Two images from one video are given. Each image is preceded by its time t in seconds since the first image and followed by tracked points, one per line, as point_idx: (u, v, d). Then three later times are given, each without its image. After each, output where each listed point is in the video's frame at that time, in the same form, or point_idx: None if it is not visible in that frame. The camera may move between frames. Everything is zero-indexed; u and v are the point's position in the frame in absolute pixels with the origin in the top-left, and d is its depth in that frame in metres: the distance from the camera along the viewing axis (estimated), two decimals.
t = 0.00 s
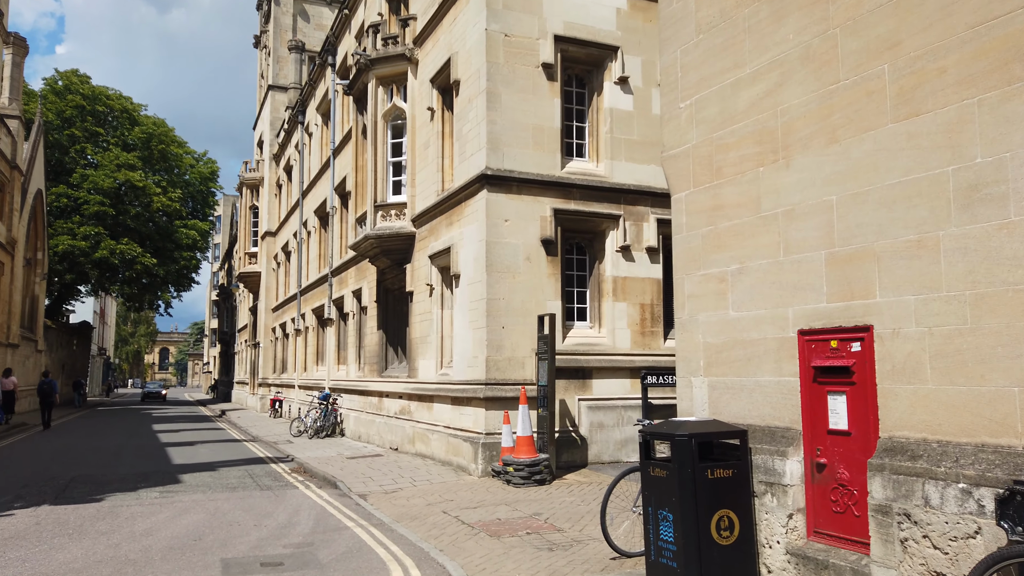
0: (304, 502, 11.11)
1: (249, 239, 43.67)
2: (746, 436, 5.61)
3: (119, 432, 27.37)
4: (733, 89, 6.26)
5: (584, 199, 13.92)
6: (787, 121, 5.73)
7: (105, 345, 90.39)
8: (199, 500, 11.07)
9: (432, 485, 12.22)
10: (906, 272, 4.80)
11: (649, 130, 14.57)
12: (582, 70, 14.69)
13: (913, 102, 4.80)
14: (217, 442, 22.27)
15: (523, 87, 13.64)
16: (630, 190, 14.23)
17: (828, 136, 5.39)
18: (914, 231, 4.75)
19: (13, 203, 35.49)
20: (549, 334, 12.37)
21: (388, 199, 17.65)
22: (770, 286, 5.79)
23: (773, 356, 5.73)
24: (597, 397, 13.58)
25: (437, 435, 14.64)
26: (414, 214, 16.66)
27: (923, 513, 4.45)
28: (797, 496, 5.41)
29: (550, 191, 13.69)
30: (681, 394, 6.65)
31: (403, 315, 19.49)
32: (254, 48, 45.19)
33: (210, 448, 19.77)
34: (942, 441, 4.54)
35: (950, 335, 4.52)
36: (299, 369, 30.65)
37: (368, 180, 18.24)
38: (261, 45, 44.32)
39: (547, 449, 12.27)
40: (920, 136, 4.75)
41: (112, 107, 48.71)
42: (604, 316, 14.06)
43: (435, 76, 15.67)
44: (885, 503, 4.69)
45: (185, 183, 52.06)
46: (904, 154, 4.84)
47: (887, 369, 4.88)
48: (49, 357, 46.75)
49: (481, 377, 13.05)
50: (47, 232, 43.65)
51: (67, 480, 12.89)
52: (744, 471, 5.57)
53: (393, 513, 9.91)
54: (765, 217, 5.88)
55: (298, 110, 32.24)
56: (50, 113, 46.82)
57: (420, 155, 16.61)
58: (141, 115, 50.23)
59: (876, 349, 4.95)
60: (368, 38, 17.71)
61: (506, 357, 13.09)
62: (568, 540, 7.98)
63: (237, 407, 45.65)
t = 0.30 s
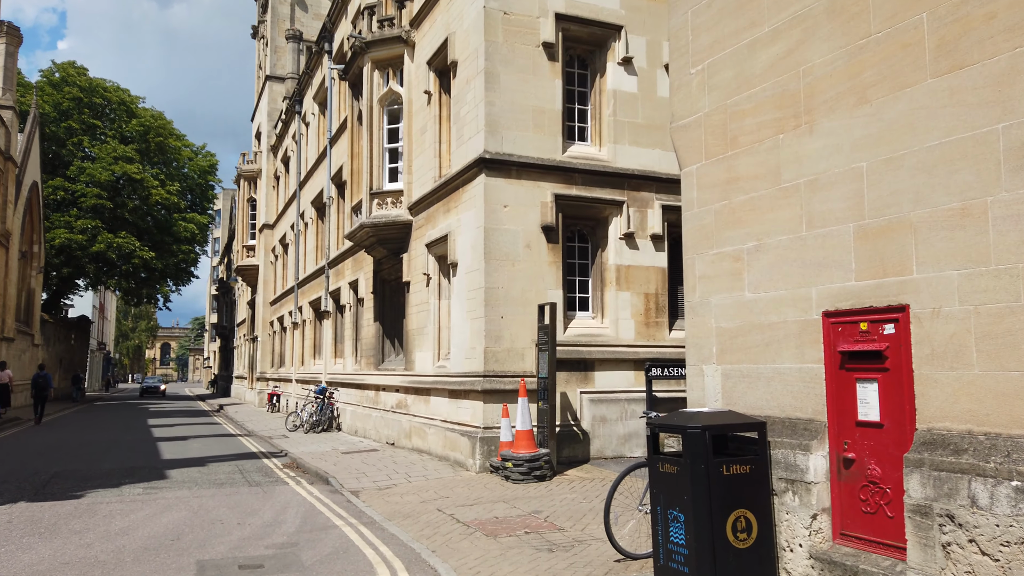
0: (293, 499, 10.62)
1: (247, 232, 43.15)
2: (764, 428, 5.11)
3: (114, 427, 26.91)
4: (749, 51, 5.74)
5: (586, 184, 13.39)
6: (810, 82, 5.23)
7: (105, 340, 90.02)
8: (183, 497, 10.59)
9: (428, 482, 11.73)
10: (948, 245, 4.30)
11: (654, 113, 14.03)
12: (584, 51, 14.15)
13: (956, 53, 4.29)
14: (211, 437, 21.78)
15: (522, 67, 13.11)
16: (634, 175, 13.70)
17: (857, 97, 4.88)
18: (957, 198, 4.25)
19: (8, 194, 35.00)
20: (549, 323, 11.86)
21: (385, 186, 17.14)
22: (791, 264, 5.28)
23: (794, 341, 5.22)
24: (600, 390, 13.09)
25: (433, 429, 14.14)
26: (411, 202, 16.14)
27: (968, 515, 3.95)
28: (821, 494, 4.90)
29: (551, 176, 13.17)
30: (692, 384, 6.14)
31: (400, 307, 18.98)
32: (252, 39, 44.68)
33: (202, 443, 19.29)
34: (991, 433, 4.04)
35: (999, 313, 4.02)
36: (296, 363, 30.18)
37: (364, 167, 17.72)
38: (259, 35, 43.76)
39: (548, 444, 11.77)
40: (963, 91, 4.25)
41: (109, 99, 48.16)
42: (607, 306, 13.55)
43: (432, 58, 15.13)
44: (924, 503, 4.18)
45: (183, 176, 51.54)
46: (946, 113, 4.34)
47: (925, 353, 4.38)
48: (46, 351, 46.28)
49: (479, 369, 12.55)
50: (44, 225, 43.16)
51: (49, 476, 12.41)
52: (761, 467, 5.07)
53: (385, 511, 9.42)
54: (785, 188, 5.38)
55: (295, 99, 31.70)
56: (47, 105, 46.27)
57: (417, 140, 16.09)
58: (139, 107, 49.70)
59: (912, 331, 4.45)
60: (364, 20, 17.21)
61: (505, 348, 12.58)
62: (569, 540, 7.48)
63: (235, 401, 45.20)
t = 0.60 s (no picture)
0: (274, 501, 10.11)
1: (241, 226, 42.60)
2: (774, 430, 4.60)
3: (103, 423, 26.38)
4: (758, 15, 5.23)
5: (583, 172, 12.90)
6: (826, 47, 4.73)
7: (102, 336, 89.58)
8: (159, 499, 10.08)
9: (416, 482, 11.22)
10: (983, 225, 3.82)
11: (653, 99, 13.52)
12: (581, 34, 13.63)
13: (995, 8, 3.82)
14: (200, 434, 21.25)
15: (516, 50, 12.59)
16: (633, 163, 13.19)
17: (880, 61, 4.40)
18: (996, 171, 3.77)
19: None
20: (544, 317, 11.36)
21: (376, 176, 16.64)
22: (804, 249, 4.80)
23: (807, 333, 4.74)
24: (597, 386, 12.59)
25: (424, 427, 13.63)
26: (402, 192, 15.63)
27: (1011, 531, 3.45)
28: (837, 503, 4.41)
29: (546, 164, 12.67)
30: (694, 381, 5.64)
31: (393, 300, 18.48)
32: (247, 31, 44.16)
33: (190, 440, 18.80)
34: None
35: None
36: (290, 359, 29.68)
37: (354, 156, 17.21)
38: (253, 27, 43.20)
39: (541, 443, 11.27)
40: (1003, 50, 3.78)
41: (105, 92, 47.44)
42: (604, 300, 13.05)
43: (423, 43, 14.61)
44: (958, 517, 3.68)
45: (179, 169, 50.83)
46: (982, 76, 3.87)
47: (958, 347, 3.88)
48: (40, 347, 45.73)
49: (471, 364, 12.05)
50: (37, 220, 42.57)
51: (22, 476, 11.90)
52: (771, 474, 4.56)
53: (369, 514, 8.91)
54: (797, 165, 4.88)
55: (289, 91, 31.17)
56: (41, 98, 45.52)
57: (409, 128, 15.58)
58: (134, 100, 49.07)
59: (943, 321, 3.95)
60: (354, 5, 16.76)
61: (498, 343, 12.08)
62: (562, 548, 6.99)
63: (231, 397, 44.68)
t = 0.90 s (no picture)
0: (254, 507, 9.51)
1: (235, 221, 41.96)
2: (798, 436, 4.01)
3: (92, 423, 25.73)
4: None
5: (580, 160, 12.30)
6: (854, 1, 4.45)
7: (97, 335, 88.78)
8: (130, 506, 9.46)
9: (405, 487, 10.63)
10: None
11: (654, 84, 12.92)
12: (579, 15, 13.01)
13: None
14: (186, 434, 20.59)
15: (510, 32, 11.98)
16: (633, 151, 12.59)
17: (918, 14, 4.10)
18: None
19: None
20: (539, 312, 10.76)
21: (366, 167, 16.04)
22: (828, 228, 4.53)
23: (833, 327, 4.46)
24: (595, 385, 12.00)
25: (415, 428, 13.04)
26: (393, 182, 15.03)
27: None
28: (871, 523, 4.12)
29: (542, 151, 12.07)
30: (702, 380, 5.32)
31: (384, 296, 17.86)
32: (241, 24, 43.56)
33: (176, 441, 18.16)
34: None
35: None
36: (283, 356, 29.06)
37: (344, 147, 16.59)
38: (247, 19, 42.64)
39: (537, 445, 10.66)
40: None
41: (98, 87, 46.63)
42: (603, 294, 12.46)
43: (414, 27, 13.98)
44: (1021, 541, 3.37)
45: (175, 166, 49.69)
46: None
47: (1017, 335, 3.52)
48: (31, 345, 44.97)
49: (463, 362, 11.45)
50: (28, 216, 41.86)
51: None
52: (795, 487, 3.97)
53: (351, 523, 8.30)
54: (821, 134, 4.59)
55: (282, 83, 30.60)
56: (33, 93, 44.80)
57: (400, 116, 14.96)
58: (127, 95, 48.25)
59: (1000, 312, 3.61)
60: None
61: (491, 340, 11.48)
62: (557, 562, 6.41)
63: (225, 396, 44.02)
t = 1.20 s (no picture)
0: (236, 516, 8.96)
1: (231, 219, 41.39)
2: (836, 450, 3.47)
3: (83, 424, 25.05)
4: None
5: (583, 151, 11.75)
6: None
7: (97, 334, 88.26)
8: (105, 515, 8.90)
9: (398, 494, 10.07)
10: None
11: (660, 72, 12.37)
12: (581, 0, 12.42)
13: None
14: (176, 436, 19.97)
15: (509, 16, 11.45)
16: (638, 143, 12.05)
17: None
18: None
19: None
20: (539, 311, 10.22)
21: (360, 160, 15.49)
22: (869, 214, 4.46)
23: (876, 326, 4.38)
24: (598, 387, 11.46)
25: (410, 431, 12.49)
26: (388, 175, 14.49)
27: None
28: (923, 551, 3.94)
29: (542, 142, 11.53)
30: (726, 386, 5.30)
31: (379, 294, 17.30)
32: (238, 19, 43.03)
33: (164, 443, 17.55)
34: None
35: None
36: (279, 356, 28.49)
37: (337, 139, 16.04)
38: (244, 15, 42.11)
39: (537, 450, 10.11)
40: None
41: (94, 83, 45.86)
42: (605, 292, 11.91)
43: (409, 13, 13.40)
44: None
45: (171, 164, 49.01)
46: None
47: None
48: (25, 344, 44.23)
49: (459, 363, 10.90)
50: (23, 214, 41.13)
51: None
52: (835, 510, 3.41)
53: (338, 536, 7.75)
54: (861, 104, 4.52)
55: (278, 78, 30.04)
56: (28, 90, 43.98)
57: (395, 107, 14.41)
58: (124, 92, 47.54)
59: None
60: None
61: (489, 339, 10.93)
62: None
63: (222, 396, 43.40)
